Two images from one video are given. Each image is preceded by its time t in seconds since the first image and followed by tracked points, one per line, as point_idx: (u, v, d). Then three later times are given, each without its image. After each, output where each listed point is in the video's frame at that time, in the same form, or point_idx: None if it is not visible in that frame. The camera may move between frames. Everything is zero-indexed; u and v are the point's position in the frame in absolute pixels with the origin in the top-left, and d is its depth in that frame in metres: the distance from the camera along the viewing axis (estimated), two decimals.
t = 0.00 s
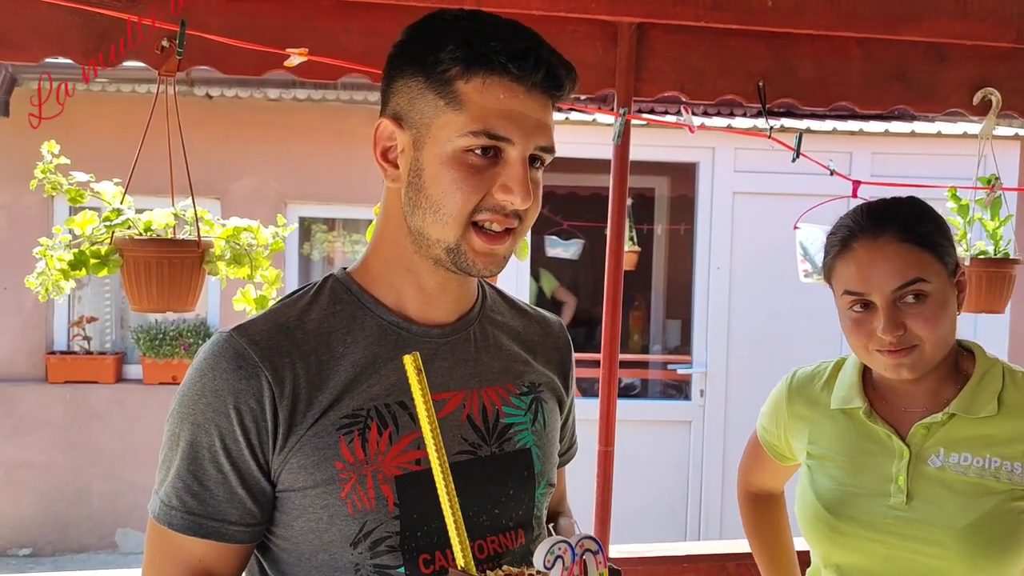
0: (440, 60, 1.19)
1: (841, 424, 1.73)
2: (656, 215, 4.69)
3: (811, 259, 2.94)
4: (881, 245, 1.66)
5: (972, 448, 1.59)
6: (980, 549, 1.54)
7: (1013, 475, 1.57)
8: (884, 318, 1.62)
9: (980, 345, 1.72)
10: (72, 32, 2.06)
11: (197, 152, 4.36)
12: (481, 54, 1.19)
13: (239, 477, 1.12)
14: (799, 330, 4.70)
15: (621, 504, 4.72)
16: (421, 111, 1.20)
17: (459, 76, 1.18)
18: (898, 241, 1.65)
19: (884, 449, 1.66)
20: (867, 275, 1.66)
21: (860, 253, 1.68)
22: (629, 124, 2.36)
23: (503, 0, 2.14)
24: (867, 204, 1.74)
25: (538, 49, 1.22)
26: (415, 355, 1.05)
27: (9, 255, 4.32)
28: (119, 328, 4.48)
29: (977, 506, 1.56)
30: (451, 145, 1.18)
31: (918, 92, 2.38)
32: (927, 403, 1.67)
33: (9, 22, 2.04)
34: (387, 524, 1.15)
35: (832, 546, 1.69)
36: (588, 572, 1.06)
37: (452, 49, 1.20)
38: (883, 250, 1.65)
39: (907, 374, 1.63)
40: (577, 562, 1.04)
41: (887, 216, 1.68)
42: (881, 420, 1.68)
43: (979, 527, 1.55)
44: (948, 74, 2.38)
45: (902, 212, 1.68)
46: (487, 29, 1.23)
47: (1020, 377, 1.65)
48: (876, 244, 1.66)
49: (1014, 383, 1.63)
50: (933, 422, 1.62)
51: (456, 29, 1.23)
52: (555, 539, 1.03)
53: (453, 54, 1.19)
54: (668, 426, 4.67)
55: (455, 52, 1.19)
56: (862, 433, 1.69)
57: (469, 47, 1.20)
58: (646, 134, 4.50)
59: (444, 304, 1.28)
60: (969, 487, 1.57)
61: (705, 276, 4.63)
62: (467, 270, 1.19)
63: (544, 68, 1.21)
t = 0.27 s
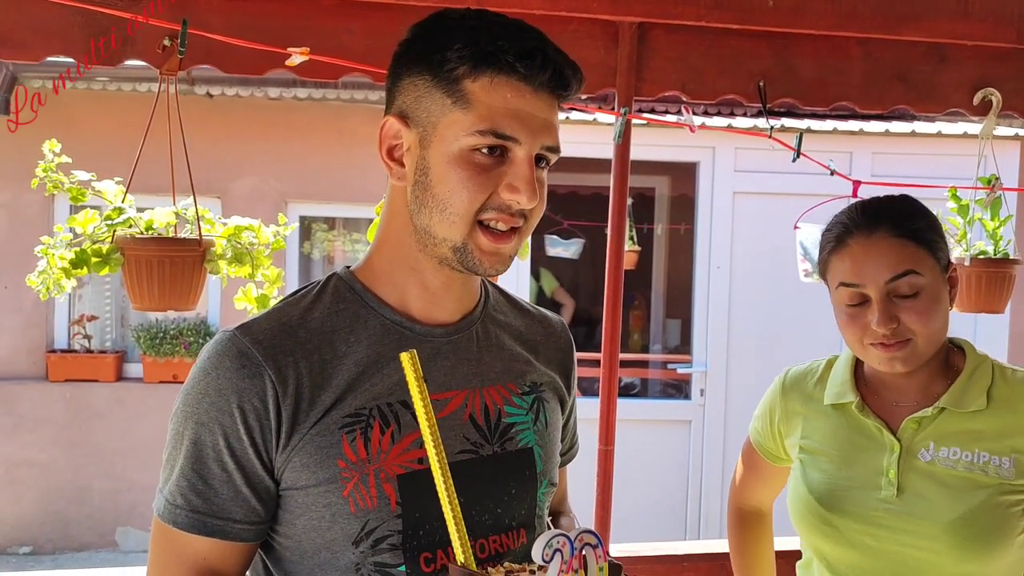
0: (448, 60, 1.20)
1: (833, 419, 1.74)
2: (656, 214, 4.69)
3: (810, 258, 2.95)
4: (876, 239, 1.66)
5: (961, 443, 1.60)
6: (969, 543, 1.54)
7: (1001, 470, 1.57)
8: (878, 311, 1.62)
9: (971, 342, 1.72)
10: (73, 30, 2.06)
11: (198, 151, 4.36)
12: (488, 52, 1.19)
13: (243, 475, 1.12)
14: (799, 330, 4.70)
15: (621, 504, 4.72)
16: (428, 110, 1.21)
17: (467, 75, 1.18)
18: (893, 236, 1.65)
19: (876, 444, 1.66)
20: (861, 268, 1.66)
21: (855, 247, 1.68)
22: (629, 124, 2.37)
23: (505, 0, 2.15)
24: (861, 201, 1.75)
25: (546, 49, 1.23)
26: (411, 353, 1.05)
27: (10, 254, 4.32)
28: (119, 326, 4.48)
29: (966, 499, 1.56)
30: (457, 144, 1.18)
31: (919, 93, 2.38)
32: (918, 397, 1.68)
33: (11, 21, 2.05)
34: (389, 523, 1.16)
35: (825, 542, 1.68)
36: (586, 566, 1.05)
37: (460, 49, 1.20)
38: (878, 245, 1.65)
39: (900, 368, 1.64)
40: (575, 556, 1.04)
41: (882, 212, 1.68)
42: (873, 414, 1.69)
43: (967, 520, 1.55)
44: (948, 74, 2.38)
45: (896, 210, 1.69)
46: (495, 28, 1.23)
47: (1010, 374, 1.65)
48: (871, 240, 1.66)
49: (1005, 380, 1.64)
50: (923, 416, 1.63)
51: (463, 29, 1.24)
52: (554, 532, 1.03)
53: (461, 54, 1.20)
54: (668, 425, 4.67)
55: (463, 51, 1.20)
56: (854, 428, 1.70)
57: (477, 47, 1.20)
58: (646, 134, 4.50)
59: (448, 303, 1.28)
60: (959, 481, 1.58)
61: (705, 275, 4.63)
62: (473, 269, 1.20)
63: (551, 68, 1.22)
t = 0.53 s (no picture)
0: (451, 58, 1.20)
1: (824, 421, 1.75)
2: (656, 213, 4.70)
3: (810, 257, 2.94)
4: (879, 237, 1.68)
5: (945, 447, 1.60)
6: (951, 547, 1.55)
7: (983, 476, 1.57)
8: (874, 307, 1.64)
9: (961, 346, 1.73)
10: (75, 27, 2.06)
11: (199, 148, 4.37)
12: (492, 51, 1.20)
13: (246, 472, 1.13)
14: (799, 328, 4.71)
15: (621, 502, 4.72)
16: (431, 108, 1.21)
17: (470, 74, 1.19)
18: (897, 235, 1.67)
19: (863, 446, 1.67)
20: (862, 264, 1.67)
21: (858, 243, 1.69)
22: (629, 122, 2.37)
23: None
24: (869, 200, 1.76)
25: (549, 47, 1.23)
26: (410, 348, 1.05)
27: (10, 250, 4.33)
28: (119, 324, 4.48)
29: (949, 504, 1.56)
30: (460, 143, 1.18)
31: (919, 92, 2.38)
32: (907, 400, 1.68)
33: (12, 18, 2.05)
34: (391, 520, 1.16)
35: (814, 542, 1.69)
36: (584, 561, 1.06)
37: (463, 47, 1.21)
38: (880, 243, 1.67)
39: (890, 366, 1.65)
40: (572, 551, 1.04)
41: (888, 211, 1.70)
42: (862, 417, 1.70)
43: (950, 524, 1.55)
44: (948, 73, 2.38)
45: (902, 211, 1.70)
46: (498, 26, 1.24)
47: (998, 378, 1.65)
48: (875, 237, 1.68)
49: (992, 384, 1.63)
50: (908, 421, 1.63)
51: (467, 27, 1.24)
52: (551, 526, 1.03)
53: (464, 52, 1.20)
54: (668, 423, 4.68)
55: (466, 49, 1.20)
56: (843, 431, 1.70)
57: (480, 45, 1.20)
58: (647, 132, 4.50)
59: (450, 301, 1.28)
60: (942, 486, 1.58)
61: (705, 274, 4.64)
62: (476, 267, 1.20)
63: (555, 67, 1.22)
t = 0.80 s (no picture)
0: (459, 55, 1.21)
1: (851, 420, 1.78)
2: (658, 210, 4.71)
3: (812, 255, 2.90)
4: (910, 231, 1.72)
5: (962, 446, 1.60)
6: (959, 545, 1.54)
7: (999, 475, 1.56)
8: (899, 298, 1.69)
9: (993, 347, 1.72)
10: (78, 23, 2.07)
11: (201, 144, 4.37)
12: (500, 49, 1.20)
13: (252, 467, 1.13)
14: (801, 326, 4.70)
15: (622, 499, 4.73)
16: (438, 105, 1.21)
17: (478, 71, 1.19)
18: (928, 230, 1.71)
19: (884, 444, 1.70)
20: (892, 257, 1.72)
21: (890, 235, 1.75)
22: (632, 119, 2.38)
23: None
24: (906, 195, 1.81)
25: (557, 46, 1.24)
26: (412, 343, 1.05)
27: (13, 246, 4.34)
28: (121, 320, 4.47)
29: (960, 501, 1.56)
30: (467, 140, 1.18)
31: (921, 89, 2.38)
32: (931, 396, 1.70)
33: (15, 14, 2.05)
34: (395, 515, 1.17)
35: (831, 534, 1.72)
36: (586, 553, 1.06)
37: (471, 44, 1.21)
38: (911, 237, 1.72)
39: (912, 360, 1.69)
40: (574, 542, 1.04)
41: (920, 205, 1.75)
42: (886, 416, 1.72)
43: (959, 522, 1.55)
44: (951, 70, 2.38)
45: (937, 206, 1.74)
46: (506, 23, 1.24)
47: None
48: (906, 230, 1.73)
49: (1019, 384, 1.63)
50: (930, 419, 1.65)
51: (475, 23, 1.25)
52: (552, 518, 1.03)
53: (472, 49, 1.20)
54: (670, 421, 4.68)
55: (474, 46, 1.21)
56: (868, 429, 1.73)
57: (488, 42, 1.21)
58: (649, 130, 4.51)
59: (456, 297, 1.29)
60: (956, 484, 1.58)
61: (707, 272, 4.64)
62: (481, 265, 1.20)
63: (563, 65, 1.22)
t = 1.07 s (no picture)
0: (465, 50, 1.21)
1: (886, 409, 1.78)
2: (661, 208, 4.70)
3: (814, 252, 2.90)
4: (952, 225, 1.69)
5: (991, 444, 1.60)
6: (974, 541, 1.55)
7: None
8: (930, 292, 1.66)
9: None
10: (81, 18, 2.07)
11: (204, 140, 4.37)
12: (508, 45, 1.20)
13: (258, 460, 1.14)
14: (803, 324, 4.70)
15: (623, 496, 4.73)
16: (445, 100, 1.21)
17: (485, 67, 1.19)
18: (971, 225, 1.68)
19: (915, 436, 1.70)
20: (931, 248, 1.69)
21: (931, 226, 1.71)
22: (634, 116, 2.37)
23: None
24: (962, 186, 1.77)
25: (565, 42, 1.24)
26: (417, 338, 1.06)
27: (17, 242, 4.35)
28: (124, 316, 4.48)
29: (981, 499, 1.57)
30: (474, 136, 1.19)
31: (923, 86, 2.38)
32: (964, 394, 1.69)
33: (19, 9, 2.06)
34: (400, 509, 1.17)
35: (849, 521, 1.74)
36: (590, 547, 1.07)
37: (477, 40, 1.21)
38: (953, 230, 1.68)
39: (937, 354, 1.68)
40: (578, 537, 1.05)
41: (970, 198, 1.71)
42: (919, 408, 1.72)
43: (977, 518, 1.56)
44: (954, 67, 2.38)
45: (987, 203, 1.69)
46: (514, 19, 1.24)
47: None
48: (949, 223, 1.69)
49: None
50: (962, 415, 1.64)
51: (482, 19, 1.25)
52: (557, 513, 1.04)
53: (479, 45, 1.21)
54: (671, 418, 4.68)
55: (481, 42, 1.21)
56: (901, 420, 1.73)
57: (495, 39, 1.21)
58: (652, 127, 4.50)
59: (461, 293, 1.29)
60: (979, 481, 1.58)
61: (709, 269, 4.63)
62: (488, 260, 1.20)
63: (569, 61, 1.23)
